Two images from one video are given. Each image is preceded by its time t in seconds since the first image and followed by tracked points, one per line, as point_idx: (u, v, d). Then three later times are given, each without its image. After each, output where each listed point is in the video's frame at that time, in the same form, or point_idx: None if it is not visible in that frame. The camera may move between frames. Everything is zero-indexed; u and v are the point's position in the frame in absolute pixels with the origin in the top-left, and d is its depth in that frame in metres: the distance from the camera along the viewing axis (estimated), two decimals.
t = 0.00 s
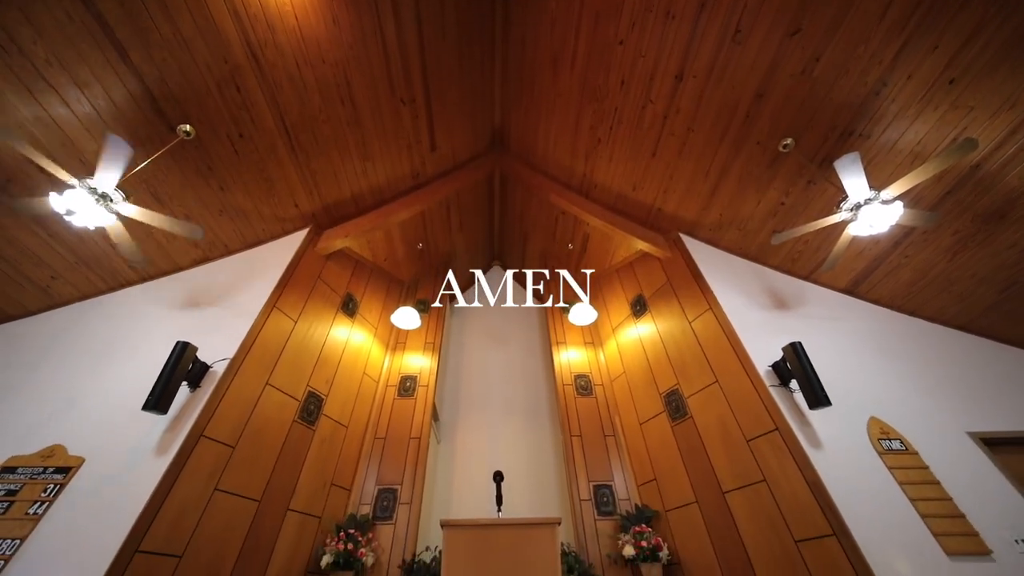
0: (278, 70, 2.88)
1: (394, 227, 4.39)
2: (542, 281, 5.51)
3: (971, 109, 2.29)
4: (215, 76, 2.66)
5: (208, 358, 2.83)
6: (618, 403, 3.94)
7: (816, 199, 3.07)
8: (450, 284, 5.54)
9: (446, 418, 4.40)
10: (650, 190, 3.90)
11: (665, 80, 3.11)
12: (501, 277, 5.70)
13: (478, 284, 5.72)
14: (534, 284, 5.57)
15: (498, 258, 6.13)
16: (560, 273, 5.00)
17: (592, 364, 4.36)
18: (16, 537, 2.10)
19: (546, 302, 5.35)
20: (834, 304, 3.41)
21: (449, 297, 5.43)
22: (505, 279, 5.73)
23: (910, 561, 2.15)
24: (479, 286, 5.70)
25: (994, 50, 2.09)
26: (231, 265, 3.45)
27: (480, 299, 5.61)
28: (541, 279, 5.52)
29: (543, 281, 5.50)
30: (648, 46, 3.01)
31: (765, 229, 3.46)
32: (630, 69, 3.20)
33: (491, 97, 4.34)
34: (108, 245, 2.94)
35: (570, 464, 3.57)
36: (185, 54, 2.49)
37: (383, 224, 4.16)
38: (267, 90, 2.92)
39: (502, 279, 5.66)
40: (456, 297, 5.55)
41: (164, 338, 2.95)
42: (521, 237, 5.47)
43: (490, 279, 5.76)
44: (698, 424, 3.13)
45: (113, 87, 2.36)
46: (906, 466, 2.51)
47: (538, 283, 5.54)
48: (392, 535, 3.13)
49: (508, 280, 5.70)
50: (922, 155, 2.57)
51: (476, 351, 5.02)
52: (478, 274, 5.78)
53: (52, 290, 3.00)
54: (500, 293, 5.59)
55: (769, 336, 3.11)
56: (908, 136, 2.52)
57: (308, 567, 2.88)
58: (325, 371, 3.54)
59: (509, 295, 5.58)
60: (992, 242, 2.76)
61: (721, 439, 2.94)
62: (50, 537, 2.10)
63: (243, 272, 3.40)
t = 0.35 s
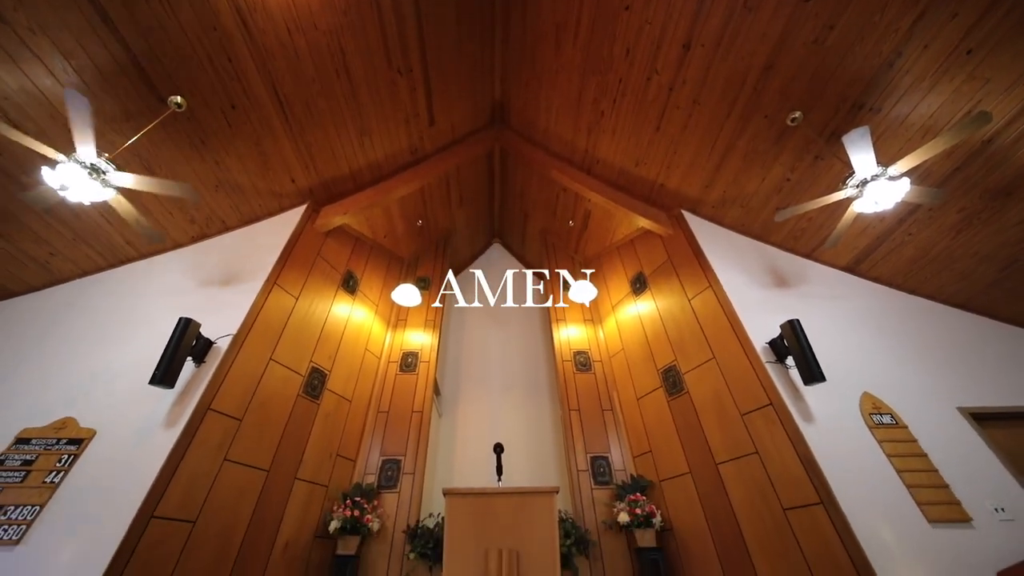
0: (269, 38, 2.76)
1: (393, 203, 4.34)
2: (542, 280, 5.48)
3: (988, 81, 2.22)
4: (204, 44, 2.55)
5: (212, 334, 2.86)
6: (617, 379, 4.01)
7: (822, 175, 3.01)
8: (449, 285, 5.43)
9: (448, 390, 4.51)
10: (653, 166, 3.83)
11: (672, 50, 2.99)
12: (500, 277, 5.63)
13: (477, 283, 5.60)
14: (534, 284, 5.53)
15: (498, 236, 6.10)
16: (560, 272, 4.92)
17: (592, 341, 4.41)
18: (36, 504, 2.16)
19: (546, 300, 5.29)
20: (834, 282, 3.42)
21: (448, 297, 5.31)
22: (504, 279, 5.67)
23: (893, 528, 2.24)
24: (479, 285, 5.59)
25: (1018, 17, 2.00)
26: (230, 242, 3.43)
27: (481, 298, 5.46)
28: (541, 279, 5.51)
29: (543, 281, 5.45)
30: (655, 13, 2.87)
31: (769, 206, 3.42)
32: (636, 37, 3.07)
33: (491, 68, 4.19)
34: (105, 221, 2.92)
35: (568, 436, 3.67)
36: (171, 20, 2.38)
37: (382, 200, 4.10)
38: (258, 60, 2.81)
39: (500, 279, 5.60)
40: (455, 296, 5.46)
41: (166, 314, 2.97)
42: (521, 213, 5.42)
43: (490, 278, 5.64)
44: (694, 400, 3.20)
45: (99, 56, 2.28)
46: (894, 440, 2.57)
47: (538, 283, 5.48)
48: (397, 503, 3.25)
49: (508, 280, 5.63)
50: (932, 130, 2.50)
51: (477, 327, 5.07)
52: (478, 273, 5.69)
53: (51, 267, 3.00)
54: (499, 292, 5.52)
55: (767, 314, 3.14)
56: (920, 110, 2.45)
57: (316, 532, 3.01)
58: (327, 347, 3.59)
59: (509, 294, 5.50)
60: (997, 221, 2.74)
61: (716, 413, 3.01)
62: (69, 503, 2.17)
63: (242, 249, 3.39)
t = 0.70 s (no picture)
0: None
1: (392, 176, 4.25)
2: (542, 280, 5.36)
3: (1010, 48, 2.12)
4: (189, 6, 2.42)
5: (215, 308, 2.88)
6: (615, 353, 4.06)
7: (831, 147, 2.94)
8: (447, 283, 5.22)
9: (450, 363, 4.59)
10: (658, 138, 3.73)
11: (681, 13, 2.85)
12: (500, 275, 5.38)
13: (477, 282, 5.34)
14: (534, 283, 5.34)
15: (498, 210, 6.03)
16: (560, 271, 4.73)
17: (591, 316, 4.44)
18: (55, 470, 2.24)
19: (548, 300, 5.10)
20: (835, 257, 3.41)
21: (446, 297, 5.09)
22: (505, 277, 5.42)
23: (878, 494, 2.33)
24: (479, 285, 5.33)
25: None
26: (228, 216, 3.40)
27: (481, 298, 5.20)
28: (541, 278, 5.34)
29: (543, 281, 5.34)
30: None
31: (774, 180, 3.35)
32: None
33: (491, 33, 4.00)
34: (100, 195, 2.89)
35: (567, 408, 3.76)
36: None
37: (380, 173, 4.02)
38: (247, 24, 2.67)
39: (501, 277, 5.36)
40: (454, 296, 5.26)
41: (168, 289, 2.98)
42: (522, 188, 5.33)
43: (491, 276, 5.39)
44: (691, 374, 3.25)
45: (80, 19, 2.18)
46: (884, 412, 2.63)
47: (538, 283, 5.35)
48: (401, 471, 3.38)
49: (508, 279, 5.38)
50: (948, 100, 2.42)
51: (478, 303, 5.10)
52: (478, 272, 5.43)
53: (50, 242, 3.00)
54: (499, 292, 5.27)
55: (767, 289, 3.15)
56: (937, 78, 2.36)
57: (325, 498, 3.15)
58: (329, 322, 3.62)
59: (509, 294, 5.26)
60: (1006, 195, 2.69)
61: (712, 387, 3.07)
62: (87, 469, 2.26)
63: (240, 223, 3.36)
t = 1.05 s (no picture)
0: None
1: (390, 147, 4.15)
2: (543, 280, 5.13)
3: None
4: None
5: (216, 281, 2.88)
6: (614, 327, 4.10)
7: (841, 117, 2.85)
8: (447, 283, 4.99)
9: (450, 335, 4.66)
10: (664, 107, 3.61)
11: None
12: (500, 275, 5.12)
13: (477, 283, 5.08)
14: (534, 283, 5.09)
15: (498, 182, 5.93)
16: (560, 271, 4.54)
17: (591, 290, 4.46)
18: (70, 437, 2.32)
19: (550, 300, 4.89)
20: (838, 231, 3.38)
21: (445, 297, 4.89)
22: (504, 276, 5.16)
23: (864, 461, 2.42)
24: (479, 285, 5.08)
25: None
26: (224, 188, 3.35)
27: (481, 299, 4.96)
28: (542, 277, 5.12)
29: (544, 281, 5.12)
30: None
31: (781, 151, 3.28)
32: None
33: None
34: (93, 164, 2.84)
35: (566, 381, 3.84)
36: None
37: (378, 144, 3.91)
38: None
39: (500, 277, 5.11)
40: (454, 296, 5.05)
41: (167, 261, 2.97)
42: (523, 159, 5.21)
43: (491, 274, 5.13)
44: (688, 347, 3.30)
45: None
46: (877, 383, 2.69)
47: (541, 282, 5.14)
48: (405, 439, 3.50)
49: (508, 278, 5.13)
50: (967, 68, 2.33)
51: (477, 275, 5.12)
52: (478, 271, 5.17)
53: (45, 214, 2.96)
54: (499, 292, 5.03)
55: (768, 262, 3.14)
56: (957, 44, 2.26)
57: (332, 463, 3.27)
58: (330, 295, 3.64)
59: (510, 294, 5.01)
60: (1017, 168, 2.64)
61: (709, 360, 3.13)
62: (102, 436, 2.33)
63: (237, 195, 3.31)
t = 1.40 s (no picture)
0: None
1: (387, 115, 4.01)
2: (544, 280, 4.90)
3: None
4: None
5: (216, 254, 2.88)
6: (615, 301, 4.12)
7: (855, 84, 2.74)
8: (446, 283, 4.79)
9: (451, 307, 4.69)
10: (671, 73, 3.46)
11: None
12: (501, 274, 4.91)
13: (477, 282, 4.88)
14: (535, 283, 4.87)
15: (498, 153, 5.79)
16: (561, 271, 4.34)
17: (592, 264, 4.44)
18: (83, 405, 2.38)
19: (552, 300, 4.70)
20: (843, 204, 3.33)
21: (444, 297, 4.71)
22: (504, 275, 4.95)
23: (853, 431, 2.49)
24: (479, 284, 4.88)
25: None
26: (218, 159, 3.27)
27: (481, 300, 4.77)
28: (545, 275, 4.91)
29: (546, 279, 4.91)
30: None
31: (791, 121, 3.18)
32: None
33: None
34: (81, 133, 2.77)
35: (566, 354, 3.90)
36: None
37: (374, 112, 3.77)
38: None
39: (501, 277, 4.90)
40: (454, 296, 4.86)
41: (166, 233, 2.94)
42: (525, 129, 5.05)
43: (491, 273, 4.92)
44: (687, 320, 3.33)
45: None
46: (871, 355, 2.74)
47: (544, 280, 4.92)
48: (408, 409, 3.59)
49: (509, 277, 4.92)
50: (991, 31, 2.22)
51: (477, 248, 5.09)
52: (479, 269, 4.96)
53: (38, 185, 2.91)
54: (499, 292, 4.85)
55: (771, 236, 3.12)
56: (983, 4, 2.14)
57: (338, 432, 3.37)
58: (331, 269, 3.63)
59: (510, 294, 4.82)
60: None
61: (707, 332, 3.16)
62: (114, 404, 2.40)
63: (232, 165, 3.25)
